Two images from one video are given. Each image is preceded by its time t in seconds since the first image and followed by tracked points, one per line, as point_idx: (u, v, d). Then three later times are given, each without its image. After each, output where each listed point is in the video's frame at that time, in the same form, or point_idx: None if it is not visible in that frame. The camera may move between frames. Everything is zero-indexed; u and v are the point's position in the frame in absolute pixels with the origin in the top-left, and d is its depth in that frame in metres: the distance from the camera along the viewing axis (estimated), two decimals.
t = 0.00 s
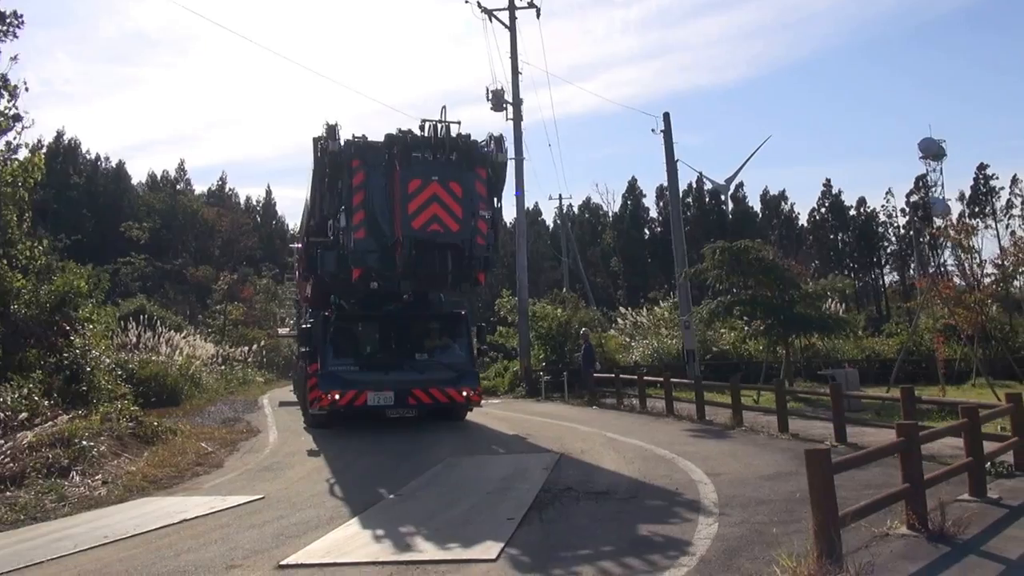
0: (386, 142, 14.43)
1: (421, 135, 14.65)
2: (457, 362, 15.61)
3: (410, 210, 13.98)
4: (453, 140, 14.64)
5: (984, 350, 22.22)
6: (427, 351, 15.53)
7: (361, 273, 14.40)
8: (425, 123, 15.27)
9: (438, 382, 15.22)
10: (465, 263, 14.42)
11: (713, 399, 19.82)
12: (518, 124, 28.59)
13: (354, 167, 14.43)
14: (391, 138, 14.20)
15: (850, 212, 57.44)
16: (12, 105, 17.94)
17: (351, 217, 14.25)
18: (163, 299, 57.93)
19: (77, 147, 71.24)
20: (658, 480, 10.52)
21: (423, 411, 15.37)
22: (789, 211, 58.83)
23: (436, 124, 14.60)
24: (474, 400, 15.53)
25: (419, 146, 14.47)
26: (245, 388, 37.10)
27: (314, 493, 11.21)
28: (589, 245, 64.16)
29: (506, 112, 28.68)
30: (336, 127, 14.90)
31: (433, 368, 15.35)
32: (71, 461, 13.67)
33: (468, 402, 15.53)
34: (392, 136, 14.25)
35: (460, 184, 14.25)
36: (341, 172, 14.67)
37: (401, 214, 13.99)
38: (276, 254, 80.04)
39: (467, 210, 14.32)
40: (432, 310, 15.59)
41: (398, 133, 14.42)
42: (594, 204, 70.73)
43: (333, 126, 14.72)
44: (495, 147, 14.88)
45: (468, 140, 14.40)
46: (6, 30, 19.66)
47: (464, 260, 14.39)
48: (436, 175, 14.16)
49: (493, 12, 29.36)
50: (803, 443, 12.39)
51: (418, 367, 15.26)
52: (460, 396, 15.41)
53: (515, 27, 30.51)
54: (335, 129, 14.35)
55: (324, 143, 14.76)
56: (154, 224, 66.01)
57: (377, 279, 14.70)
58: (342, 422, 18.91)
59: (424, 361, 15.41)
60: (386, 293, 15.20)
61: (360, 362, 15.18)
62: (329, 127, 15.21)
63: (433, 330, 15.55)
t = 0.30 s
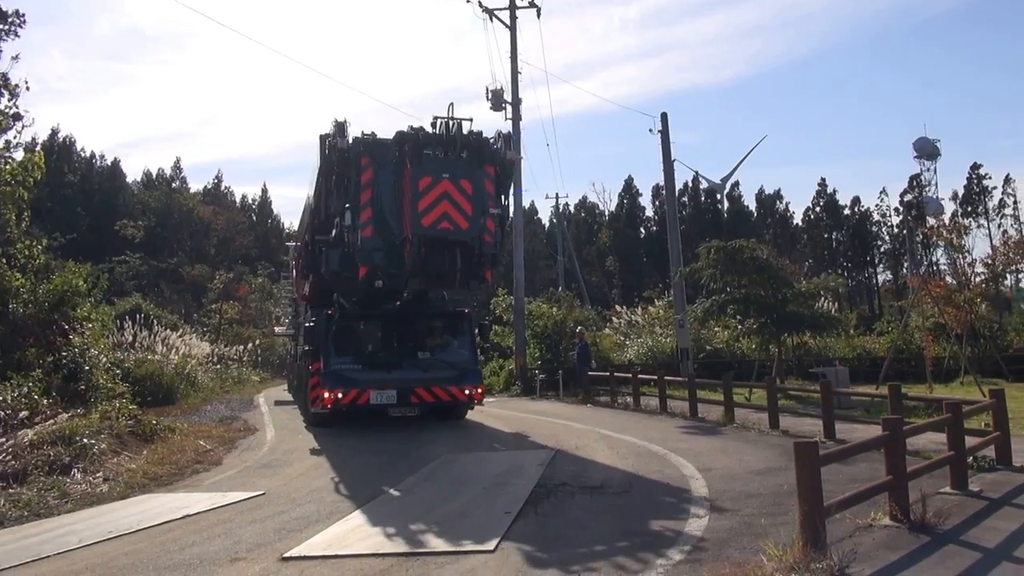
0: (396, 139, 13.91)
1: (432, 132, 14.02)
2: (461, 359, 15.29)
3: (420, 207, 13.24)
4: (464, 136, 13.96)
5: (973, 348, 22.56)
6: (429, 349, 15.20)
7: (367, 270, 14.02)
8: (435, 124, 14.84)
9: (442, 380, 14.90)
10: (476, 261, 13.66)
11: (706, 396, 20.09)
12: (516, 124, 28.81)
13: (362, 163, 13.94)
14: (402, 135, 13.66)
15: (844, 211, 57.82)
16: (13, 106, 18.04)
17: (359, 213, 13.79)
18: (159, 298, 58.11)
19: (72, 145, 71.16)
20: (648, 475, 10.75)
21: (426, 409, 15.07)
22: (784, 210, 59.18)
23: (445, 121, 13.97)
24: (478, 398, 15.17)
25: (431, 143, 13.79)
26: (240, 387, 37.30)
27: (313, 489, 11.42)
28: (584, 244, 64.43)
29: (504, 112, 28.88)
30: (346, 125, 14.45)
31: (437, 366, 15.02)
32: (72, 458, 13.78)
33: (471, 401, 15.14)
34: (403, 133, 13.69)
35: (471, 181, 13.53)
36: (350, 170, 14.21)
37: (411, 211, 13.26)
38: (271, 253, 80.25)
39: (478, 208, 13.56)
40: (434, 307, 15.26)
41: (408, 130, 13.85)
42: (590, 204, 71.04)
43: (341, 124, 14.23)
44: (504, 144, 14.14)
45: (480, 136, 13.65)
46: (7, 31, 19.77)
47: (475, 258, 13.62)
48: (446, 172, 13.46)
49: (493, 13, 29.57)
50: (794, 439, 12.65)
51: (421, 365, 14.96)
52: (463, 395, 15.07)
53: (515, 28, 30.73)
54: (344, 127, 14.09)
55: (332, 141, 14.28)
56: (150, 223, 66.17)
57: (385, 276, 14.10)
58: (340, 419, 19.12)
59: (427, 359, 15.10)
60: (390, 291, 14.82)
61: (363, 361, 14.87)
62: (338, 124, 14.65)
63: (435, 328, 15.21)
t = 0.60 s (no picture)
0: (409, 137, 13.69)
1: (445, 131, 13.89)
2: (468, 359, 15.39)
3: (433, 206, 13.19)
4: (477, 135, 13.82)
5: (969, 346, 22.76)
6: (438, 347, 15.30)
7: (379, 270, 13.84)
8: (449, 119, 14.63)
9: (449, 378, 15.00)
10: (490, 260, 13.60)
11: (705, 394, 20.33)
12: (519, 124, 29.03)
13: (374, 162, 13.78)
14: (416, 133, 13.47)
15: (844, 210, 57.96)
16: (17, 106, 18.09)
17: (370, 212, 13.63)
18: (160, 297, 58.33)
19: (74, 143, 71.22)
20: (646, 470, 10.97)
21: (434, 408, 15.18)
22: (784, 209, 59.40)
23: (456, 119, 13.78)
24: (485, 396, 15.30)
25: (445, 142, 13.67)
26: (242, 385, 37.52)
27: (318, 485, 11.63)
28: (585, 243, 64.55)
29: (507, 112, 29.09)
30: (356, 122, 14.31)
31: (444, 365, 15.12)
32: (79, 456, 13.94)
33: (478, 399, 15.26)
34: (417, 132, 13.53)
35: (486, 180, 13.45)
36: (362, 169, 14.03)
37: (424, 211, 13.21)
38: (272, 252, 80.46)
39: (492, 207, 13.51)
40: (441, 307, 15.39)
41: (422, 128, 13.67)
42: (591, 202, 71.26)
43: (353, 123, 14.20)
44: (515, 143, 13.99)
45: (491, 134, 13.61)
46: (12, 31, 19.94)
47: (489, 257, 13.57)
48: (461, 171, 13.38)
49: (497, 14, 29.79)
50: (790, 435, 12.88)
51: (429, 364, 15.06)
52: (471, 394, 15.17)
53: (519, 28, 30.95)
54: (355, 128, 14.03)
55: (344, 140, 14.12)
56: (152, 221, 66.38)
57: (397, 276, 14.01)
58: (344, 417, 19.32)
59: (435, 358, 15.20)
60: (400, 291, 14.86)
61: (372, 359, 14.98)
62: (349, 122, 14.49)
63: (443, 327, 15.32)
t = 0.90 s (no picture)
0: (420, 135, 13.84)
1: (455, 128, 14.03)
2: (478, 357, 15.57)
3: (445, 204, 13.27)
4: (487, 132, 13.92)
5: (974, 345, 22.89)
6: (446, 345, 15.47)
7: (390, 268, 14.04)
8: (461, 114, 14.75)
9: (459, 376, 15.21)
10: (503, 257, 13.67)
11: (708, 393, 20.50)
12: (521, 124, 29.21)
13: (384, 160, 14.06)
14: (426, 132, 13.61)
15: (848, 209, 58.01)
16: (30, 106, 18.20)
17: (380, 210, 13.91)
18: (166, 296, 58.63)
19: (80, 143, 71.52)
20: (649, 467, 11.17)
21: (443, 405, 15.44)
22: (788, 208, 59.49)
23: (466, 117, 13.89)
24: (494, 394, 15.55)
25: (455, 139, 13.74)
26: (248, 383, 37.77)
27: (327, 479, 11.85)
28: (588, 241, 64.74)
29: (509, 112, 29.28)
30: (366, 120, 14.49)
31: (453, 363, 15.32)
32: (94, 450, 14.16)
33: (487, 397, 15.53)
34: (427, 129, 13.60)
35: (497, 176, 13.51)
36: (373, 168, 14.26)
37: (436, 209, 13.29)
38: (277, 252, 80.72)
39: (503, 203, 13.56)
40: (449, 305, 15.53)
41: (431, 126, 13.77)
42: (593, 201, 71.40)
43: (363, 122, 14.45)
44: (524, 140, 14.09)
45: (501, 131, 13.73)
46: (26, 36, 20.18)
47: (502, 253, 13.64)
48: (472, 168, 13.42)
49: (498, 14, 29.99)
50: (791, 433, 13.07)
51: (438, 362, 15.26)
52: (480, 391, 15.43)
53: (520, 28, 31.14)
54: (366, 125, 14.32)
55: (354, 137, 14.34)
56: (157, 221, 66.72)
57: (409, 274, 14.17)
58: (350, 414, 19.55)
59: (444, 355, 15.38)
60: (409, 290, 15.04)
61: (380, 358, 15.17)
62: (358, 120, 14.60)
63: (451, 325, 15.48)
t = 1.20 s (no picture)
0: (434, 134, 13.94)
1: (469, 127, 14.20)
2: (489, 355, 15.80)
3: (461, 202, 13.39)
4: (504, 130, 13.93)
5: (981, 345, 22.95)
6: (456, 343, 15.70)
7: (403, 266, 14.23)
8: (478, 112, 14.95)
9: (470, 375, 15.43)
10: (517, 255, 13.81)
11: (712, 391, 20.68)
12: (526, 123, 29.40)
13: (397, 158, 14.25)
14: (441, 130, 13.77)
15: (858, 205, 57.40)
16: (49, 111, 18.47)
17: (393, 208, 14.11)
18: (175, 294, 59.03)
19: (89, 143, 71.97)
20: (652, 464, 11.36)
21: (454, 403, 15.62)
22: (795, 206, 59.43)
23: (481, 116, 14.03)
24: (505, 393, 15.68)
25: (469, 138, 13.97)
26: (256, 381, 38.08)
27: (337, 474, 12.07)
28: (593, 239, 64.92)
29: (514, 111, 29.48)
30: (379, 118, 14.73)
31: (464, 362, 15.53)
32: (111, 444, 14.40)
33: (498, 396, 15.66)
34: (442, 127, 13.79)
35: (512, 175, 13.69)
36: (387, 166, 14.45)
37: (451, 207, 13.40)
38: (284, 250, 81.16)
39: (518, 202, 13.73)
40: (460, 304, 15.76)
41: (446, 125, 13.89)
42: (598, 199, 71.57)
43: (377, 120, 14.68)
44: (539, 137, 14.06)
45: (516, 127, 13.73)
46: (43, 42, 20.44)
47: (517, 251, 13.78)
48: (486, 167, 13.63)
49: (502, 14, 30.21)
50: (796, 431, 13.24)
51: (449, 361, 15.45)
52: (491, 390, 15.60)
53: (524, 28, 31.36)
54: (379, 124, 14.52)
55: (368, 136, 14.54)
56: (166, 220, 67.16)
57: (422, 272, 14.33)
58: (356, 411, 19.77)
59: (455, 354, 15.59)
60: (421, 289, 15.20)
61: (391, 355, 15.37)
62: (372, 118, 14.76)
63: (462, 324, 15.71)
